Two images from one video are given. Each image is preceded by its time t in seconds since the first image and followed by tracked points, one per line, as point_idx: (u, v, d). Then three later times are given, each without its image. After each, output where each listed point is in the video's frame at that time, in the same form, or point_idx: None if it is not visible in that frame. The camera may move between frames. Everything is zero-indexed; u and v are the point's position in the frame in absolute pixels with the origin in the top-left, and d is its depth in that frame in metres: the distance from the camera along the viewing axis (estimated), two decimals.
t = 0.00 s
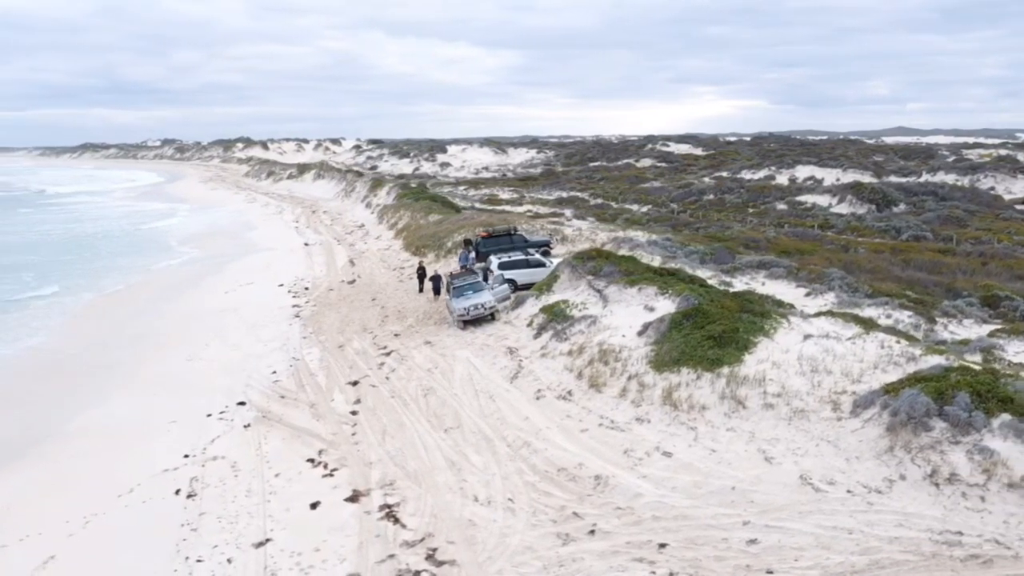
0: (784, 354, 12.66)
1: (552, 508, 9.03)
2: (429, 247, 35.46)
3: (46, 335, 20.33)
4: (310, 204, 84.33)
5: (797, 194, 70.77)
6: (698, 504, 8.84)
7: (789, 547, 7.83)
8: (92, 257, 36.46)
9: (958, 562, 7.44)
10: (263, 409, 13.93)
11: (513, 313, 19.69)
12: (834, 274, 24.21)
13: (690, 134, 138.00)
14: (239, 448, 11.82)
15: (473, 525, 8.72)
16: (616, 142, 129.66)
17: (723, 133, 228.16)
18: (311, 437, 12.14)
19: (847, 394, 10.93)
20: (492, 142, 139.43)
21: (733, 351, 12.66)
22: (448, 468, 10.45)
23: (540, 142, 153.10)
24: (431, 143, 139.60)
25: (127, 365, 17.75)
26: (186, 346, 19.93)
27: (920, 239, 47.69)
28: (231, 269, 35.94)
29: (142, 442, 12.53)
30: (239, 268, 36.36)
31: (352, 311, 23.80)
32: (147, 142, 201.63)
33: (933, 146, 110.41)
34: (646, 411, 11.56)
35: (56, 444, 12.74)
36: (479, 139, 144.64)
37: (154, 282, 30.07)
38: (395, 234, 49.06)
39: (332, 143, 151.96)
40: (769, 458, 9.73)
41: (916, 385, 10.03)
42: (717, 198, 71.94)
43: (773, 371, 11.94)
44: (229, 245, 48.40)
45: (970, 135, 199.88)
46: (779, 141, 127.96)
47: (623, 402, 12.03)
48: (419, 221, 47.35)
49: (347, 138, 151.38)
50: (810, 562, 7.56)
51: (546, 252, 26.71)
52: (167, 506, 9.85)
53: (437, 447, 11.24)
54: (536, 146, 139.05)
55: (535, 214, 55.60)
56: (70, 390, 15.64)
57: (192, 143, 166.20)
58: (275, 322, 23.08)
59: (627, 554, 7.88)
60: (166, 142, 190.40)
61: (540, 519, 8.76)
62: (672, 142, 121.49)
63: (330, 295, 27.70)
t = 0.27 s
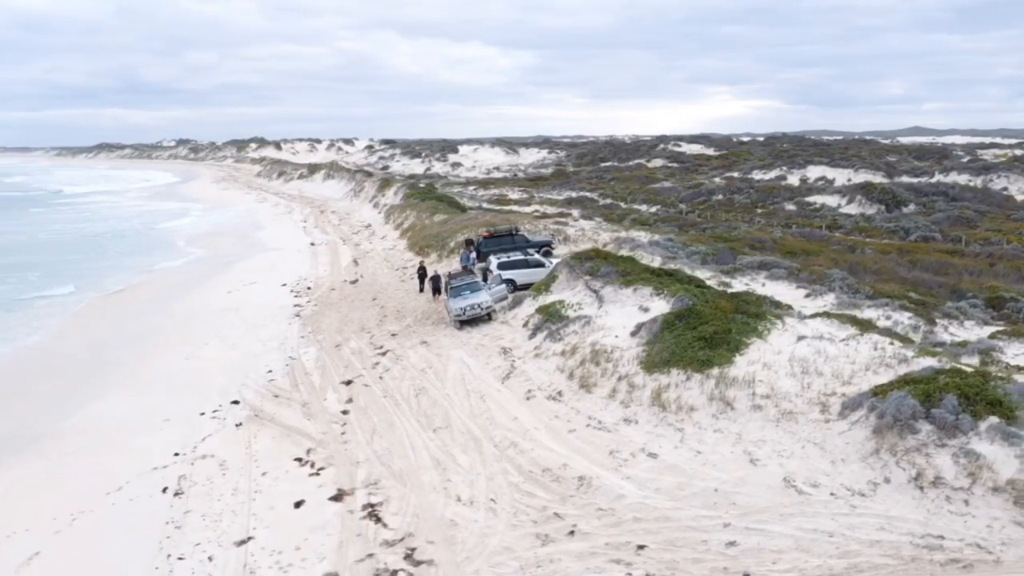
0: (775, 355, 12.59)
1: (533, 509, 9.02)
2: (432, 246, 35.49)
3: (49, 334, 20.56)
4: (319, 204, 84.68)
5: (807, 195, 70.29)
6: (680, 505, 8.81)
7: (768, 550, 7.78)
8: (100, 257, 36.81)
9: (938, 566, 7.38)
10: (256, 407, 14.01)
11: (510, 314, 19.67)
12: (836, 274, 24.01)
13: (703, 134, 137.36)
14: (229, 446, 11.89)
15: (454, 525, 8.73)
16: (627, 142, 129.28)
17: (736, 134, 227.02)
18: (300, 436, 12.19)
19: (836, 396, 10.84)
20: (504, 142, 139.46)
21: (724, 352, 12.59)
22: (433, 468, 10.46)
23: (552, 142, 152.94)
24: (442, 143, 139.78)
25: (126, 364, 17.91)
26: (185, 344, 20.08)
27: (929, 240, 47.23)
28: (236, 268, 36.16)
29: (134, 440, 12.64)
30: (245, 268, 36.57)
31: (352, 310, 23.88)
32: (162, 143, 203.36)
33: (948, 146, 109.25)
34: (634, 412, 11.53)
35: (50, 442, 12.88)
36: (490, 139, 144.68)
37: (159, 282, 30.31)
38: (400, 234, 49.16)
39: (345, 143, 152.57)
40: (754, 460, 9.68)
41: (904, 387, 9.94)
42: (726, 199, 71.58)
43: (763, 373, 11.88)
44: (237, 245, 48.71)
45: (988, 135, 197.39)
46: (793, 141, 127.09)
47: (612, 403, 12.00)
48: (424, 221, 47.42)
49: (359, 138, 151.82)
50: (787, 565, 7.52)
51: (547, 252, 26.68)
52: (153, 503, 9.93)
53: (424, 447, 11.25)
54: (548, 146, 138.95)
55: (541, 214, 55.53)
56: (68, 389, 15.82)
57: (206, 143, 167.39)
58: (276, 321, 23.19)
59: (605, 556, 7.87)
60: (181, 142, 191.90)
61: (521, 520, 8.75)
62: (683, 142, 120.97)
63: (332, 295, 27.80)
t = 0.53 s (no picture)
0: (765, 356, 12.50)
1: (512, 509, 9.00)
2: (436, 246, 35.54)
3: (51, 332, 20.78)
4: (330, 203, 85.10)
5: (817, 195, 69.75)
6: (659, 507, 8.76)
7: (743, 553, 7.72)
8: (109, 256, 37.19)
9: (913, 571, 7.29)
10: (248, 406, 14.08)
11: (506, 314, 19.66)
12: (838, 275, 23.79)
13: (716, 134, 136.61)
14: (218, 445, 11.97)
15: (430, 525, 8.73)
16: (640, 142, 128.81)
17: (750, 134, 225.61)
18: (288, 435, 12.24)
19: (823, 398, 10.75)
20: (517, 142, 139.58)
21: (713, 354, 12.53)
22: (416, 468, 10.46)
23: (566, 142, 152.70)
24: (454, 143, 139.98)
25: (125, 363, 18.04)
26: (185, 342, 20.23)
27: (938, 241, 46.77)
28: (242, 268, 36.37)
29: (125, 437, 12.76)
30: (250, 267, 36.77)
31: (352, 310, 23.96)
32: (179, 142, 205.26)
33: (963, 146, 107.99)
34: (621, 413, 11.49)
35: (45, 439, 13.03)
36: (503, 140, 144.74)
37: (164, 281, 30.56)
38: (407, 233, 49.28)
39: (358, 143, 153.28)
40: (736, 462, 9.61)
41: (890, 390, 9.83)
42: (736, 199, 71.18)
43: (751, 374, 11.80)
44: (245, 245, 49.03)
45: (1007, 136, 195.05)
46: (807, 141, 126.16)
47: (598, 404, 11.97)
48: (431, 220, 47.51)
49: (373, 138, 152.38)
50: (761, 569, 7.45)
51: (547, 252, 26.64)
52: (137, 501, 10.00)
53: (409, 447, 11.27)
54: (561, 147, 138.82)
55: (549, 214, 55.50)
56: (67, 387, 15.97)
57: (221, 143, 168.86)
58: (275, 320, 23.31)
59: (579, 557, 7.84)
60: (197, 142, 193.52)
61: (498, 521, 8.73)
62: (695, 142, 120.46)
63: (334, 294, 27.93)
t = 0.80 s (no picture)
0: (753, 358, 12.40)
1: (488, 510, 8.99)
2: (440, 246, 35.58)
3: (53, 330, 21.04)
4: (341, 203, 85.53)
5: (829, 196, 69.14)
6: (635, 509, 8.71)
7: (714, 556, 7.66)
8: (118, 255, 37.62)
9: None
10: (238, 405, 14.17)
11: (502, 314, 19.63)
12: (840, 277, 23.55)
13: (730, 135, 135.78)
14: (204, 443, 12.05)
15: (405, 525, 8.73)
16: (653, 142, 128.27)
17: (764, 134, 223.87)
18: (275, 433, 12.30)
19: (807, 401, 10.63)
20: (529, 142, 139.52)
21: (700, 355, 12.45)
22: (397, 468, 10.46)
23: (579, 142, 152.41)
24: (466, 143, 140.13)
25: (123, 361, 18.19)
26: (183, 341, 20.38)
27: (949, 242, 46.19)
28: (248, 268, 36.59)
29: (116, 435, 12.87)
30: (256, 267, 36.98)
31: (351, 309, 24.04)
32: (198, 142, 207.35)
33: (982, 146, 106.56)
34: (605, 414, 11.44)
35: (37, 435, 13.19)
36: (516, 140, 144.77)
37: (169, 280, 30.84)
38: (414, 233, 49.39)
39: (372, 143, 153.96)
40: (716, 465, 9.54)
41: (874, 393, 9.71)
42: (747, 200, 70.73)
43: (737, 376, 11.71)
44: (253, 245, 49.36)
45: None
46: (822, 142, 125.03)
47: (584, 406, 11.92)
48: (437, 220, 47.58)
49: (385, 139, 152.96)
50: (730, 573, 7.39)
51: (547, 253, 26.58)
52: (120, 498, 10.09)
53: (392, 447, 11.28)
54: (573, 147, 138.59)
55: (557, 214, 55.46)
56: (64, 384, 16.16)
57: (238, 143, 170.47)
58: (275, 320, 23.43)
59: (549, 559, 7.81)
60: (213, 142, 195.23)
61: (473, 522, 8.72)
62: (707, 142, 119.80)
63: (335, 294, 28.04)
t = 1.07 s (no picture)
0: (742, 360, 12.30)
1: (466, 511, 8.98)
2: (444, 246, 35.60)
3: (56, 329, 21.27)
4: (351, 203, 85.86)
5: (840, 196, 68.54)
6: (613, 512, 8.68)
7: (688, 560, 7.62)
8: (127, 255, 38.01)
9: None
10: (231, 404, 14.24)
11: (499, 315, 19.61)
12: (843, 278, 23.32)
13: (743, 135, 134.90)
14: (193, 442, 12.12)
15: (382, 525, 8.74)
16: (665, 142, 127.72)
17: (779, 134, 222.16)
18: (264, 433, 12.36)
19: (794, 404, 10.54)
20: (541, 142, 139.38)
21: (689, 357, 12.37)
22: (380, 468, 10.47)
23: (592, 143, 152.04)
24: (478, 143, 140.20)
25: (120, 359, 18.34)
26: (182, 340, 20.52)
27: (960, 243, 45.63)
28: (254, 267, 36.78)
29: (108, 433, 12.99)
30: (262, 267, 37.16)
31: (351, 309, 24.11)
32: (215, 142, 209.28)
33: (999, 146, 105.12)
34: (591, 416, 11.40)
35: (31, 433, 13.33)
36: (528, 140, 144.69)
37: (174, 279, 31.09)
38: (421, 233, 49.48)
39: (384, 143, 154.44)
40: (698, 467, 9.47)
41: (858, 396, 9.61)
42: (757, 201, 70.28)
43: (725, 378, 11.62)
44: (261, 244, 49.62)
45: None
46: (836, 142, 123.91)
47: (571, 407, 11.88)
48: (443, 220, 47.62)
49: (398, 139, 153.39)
50: None
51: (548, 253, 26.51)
52: (105, 496, 10.17)
53: (378, 446, 11.30)
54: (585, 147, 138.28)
55: (565, 214, 55.37)
56: (62, 382, 16.32)
57: (252, 143, 171.53)
58: (275, 319, 23.54)
59: (523, 561, 7.79)
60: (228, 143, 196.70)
61: (450, 522, 8.71)
62: (720, 142, 119.14)
63: (337, 294, 28.15)
